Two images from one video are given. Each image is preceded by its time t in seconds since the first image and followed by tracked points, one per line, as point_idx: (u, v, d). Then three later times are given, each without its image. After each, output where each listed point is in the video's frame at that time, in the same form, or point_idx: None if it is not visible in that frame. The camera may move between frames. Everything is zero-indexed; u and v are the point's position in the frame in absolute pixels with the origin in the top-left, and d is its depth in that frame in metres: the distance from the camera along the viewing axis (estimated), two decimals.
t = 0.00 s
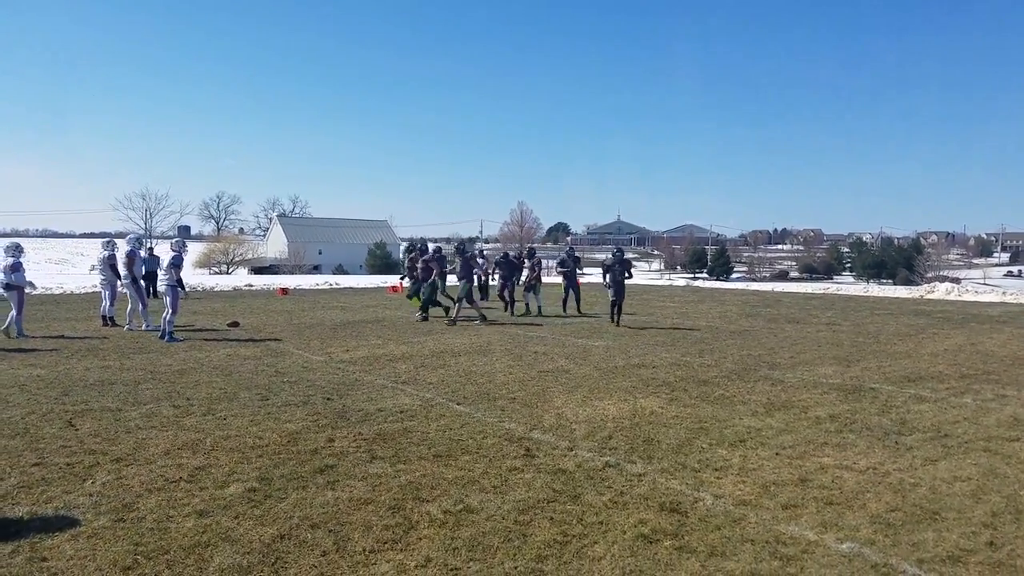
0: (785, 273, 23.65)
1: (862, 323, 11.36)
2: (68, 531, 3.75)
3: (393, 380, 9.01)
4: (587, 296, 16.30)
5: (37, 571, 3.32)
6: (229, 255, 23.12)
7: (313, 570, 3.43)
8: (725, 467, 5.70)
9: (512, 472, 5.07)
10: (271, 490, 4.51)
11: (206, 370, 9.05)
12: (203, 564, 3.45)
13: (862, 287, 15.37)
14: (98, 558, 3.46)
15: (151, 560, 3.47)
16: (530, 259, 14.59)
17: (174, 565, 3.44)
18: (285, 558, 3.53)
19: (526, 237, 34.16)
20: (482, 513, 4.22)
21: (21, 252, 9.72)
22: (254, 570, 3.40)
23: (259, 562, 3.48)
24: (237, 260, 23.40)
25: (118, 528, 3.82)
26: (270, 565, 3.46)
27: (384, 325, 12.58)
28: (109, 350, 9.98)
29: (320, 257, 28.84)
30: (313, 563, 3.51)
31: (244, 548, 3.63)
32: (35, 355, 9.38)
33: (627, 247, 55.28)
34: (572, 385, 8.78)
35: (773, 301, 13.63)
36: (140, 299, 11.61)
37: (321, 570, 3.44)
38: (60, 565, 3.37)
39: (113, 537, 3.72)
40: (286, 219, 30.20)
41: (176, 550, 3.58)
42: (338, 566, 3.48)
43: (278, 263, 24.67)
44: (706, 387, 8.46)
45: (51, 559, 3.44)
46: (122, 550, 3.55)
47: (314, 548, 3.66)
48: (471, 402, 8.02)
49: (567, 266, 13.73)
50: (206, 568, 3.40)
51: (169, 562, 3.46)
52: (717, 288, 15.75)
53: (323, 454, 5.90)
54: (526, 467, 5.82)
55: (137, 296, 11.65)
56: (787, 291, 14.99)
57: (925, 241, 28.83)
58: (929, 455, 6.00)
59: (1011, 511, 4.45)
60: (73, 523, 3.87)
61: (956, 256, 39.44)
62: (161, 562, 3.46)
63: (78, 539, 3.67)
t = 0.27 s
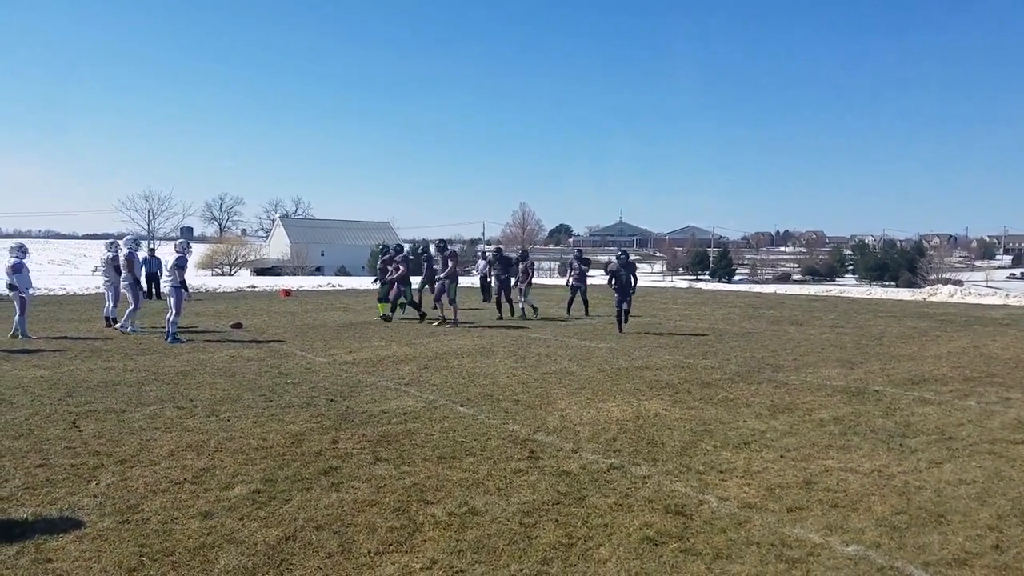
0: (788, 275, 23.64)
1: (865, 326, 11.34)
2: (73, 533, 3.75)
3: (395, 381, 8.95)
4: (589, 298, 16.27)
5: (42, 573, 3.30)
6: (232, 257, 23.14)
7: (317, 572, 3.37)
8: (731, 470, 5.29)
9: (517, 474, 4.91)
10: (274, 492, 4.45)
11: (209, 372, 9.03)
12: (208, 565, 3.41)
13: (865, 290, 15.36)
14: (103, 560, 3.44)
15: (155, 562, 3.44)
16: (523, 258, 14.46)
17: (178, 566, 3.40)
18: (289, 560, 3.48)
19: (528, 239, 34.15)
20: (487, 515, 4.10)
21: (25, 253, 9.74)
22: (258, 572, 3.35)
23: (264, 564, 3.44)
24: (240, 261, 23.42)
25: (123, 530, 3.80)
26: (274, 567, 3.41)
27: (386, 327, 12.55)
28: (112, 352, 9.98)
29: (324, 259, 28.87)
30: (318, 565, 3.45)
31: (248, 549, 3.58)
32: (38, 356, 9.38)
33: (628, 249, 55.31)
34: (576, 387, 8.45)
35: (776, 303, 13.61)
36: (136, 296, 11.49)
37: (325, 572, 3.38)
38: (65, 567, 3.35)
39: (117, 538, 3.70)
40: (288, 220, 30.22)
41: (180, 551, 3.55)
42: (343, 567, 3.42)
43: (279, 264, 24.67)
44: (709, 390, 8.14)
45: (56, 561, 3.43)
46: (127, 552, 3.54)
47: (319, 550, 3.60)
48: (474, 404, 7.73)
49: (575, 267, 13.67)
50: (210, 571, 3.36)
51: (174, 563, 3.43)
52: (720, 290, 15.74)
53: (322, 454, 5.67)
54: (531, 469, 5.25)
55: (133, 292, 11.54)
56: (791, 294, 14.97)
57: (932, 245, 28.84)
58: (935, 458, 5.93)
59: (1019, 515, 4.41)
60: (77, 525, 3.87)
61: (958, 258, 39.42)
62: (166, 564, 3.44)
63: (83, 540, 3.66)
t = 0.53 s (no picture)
0: (790, 278, 23.63)
1: (869, 328, 11.33)
2: (80, 536, 3.74)
3: (399, 384, 8.91)
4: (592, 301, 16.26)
5: None
6: (234, 260, 23.17)
7: None
8: (735, 473, 5.22)
9: (521, 477, 4.90)
10: (279, 494, 4.45)
11: (213, 375, 9.02)
12: (214, 568, 3.40)
13: (867, 292, 15.35)
14: (109, 563, 3.43)
15: (161, 565, 3.42)
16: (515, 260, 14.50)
17: (184, 569, 3.39)
18: (295, 563, 3.46)
19: (530, 242, 34.18)
20: (491, 518, 4.08)
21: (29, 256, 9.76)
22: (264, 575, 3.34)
23: (270, 567, 3.42)
24: (242, 264, 23.44)
25: (129, 533, 3.79)
26: (280, 570, 3.40)
27: (389, 330, 12.54)
28: (116, 355, 9.98)
29: (325, 262, 28.87)
30: (323, 568, 3.43)
31: (253, 553, 3.57)
32: (43, 359, 9.37)
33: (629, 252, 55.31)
34: (579, 391, 8.35)
35: (779, 305, 13.60)
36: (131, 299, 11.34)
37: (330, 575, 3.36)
38: (72, 570, 3.34)
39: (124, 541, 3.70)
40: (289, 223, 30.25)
41: (186, 555, 3.53)
42: (348, 570, 3.41)
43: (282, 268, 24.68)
44: (713, 393, 8.07)
45: (63, 563, 3.41)
46: (133, 555, 3.52)
47: (324, 552, 3.58)
48: (479, 407, 7.65)
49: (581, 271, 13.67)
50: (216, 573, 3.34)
51: (180, 566, 3.41)
52: (722, 292, 15.73)
53: (330, 458, 5.66)
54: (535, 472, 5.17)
55: (127, 295, 11.38)
56: (794, 296, 14.97)
57: (934, 246, 28.86)
58: (940, 461, 5.89)
59: None
60: (84, 527, 3.86)
61: (960, 259, 39.43)
62: (172, 567, 3.42)
63: (89, 543, 3.65)
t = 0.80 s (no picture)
0: (800, 279, 23.54)
1: (880, 331, 11.26)
2: (94, 534, 3.75)
3: (407, 385, 8.88)
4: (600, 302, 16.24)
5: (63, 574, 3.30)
6: (243, 261, 23.26)
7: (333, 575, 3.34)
8: (746, 476, 5.14)
9: (530, 479, 4.87)
10: (289, 494, 4.45)
11: (223, 375, 9.05)
12: (226, 567, 3.40)
13: (878, 294, 15.27)
14: (122, 561, 3.44)
15: (174, 564, 3.43)
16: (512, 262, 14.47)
17: (196, 568, 3.39)
18: (306, 563, 3.46)
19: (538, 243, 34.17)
20: (500, 519, 4.06)
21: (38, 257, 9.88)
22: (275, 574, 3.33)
23: (281, 566, 3.42)
24: (252, 265, 23.54)
25: (142, 532, 3.80)
26: (291, 569, 3.39)
27: (397, 331, 12.54)
28: (127, 355, 10.03)
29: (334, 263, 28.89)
30: (333, 567, 3.43)
31: (265, 552, 3.57)
32: (55, 359, 9.43)
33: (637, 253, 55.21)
34: (587, 392, 8.27)
35: (789, 307, 13.54)
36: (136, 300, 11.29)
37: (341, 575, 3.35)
38: (87, 568, 3.35)
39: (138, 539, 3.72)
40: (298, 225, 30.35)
41: (198, 554, 3.54)
42: (358, 570, 3.40)
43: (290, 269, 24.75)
44: (723, 395, 7.97)
45: (77, 562, 3.42)
46: (146, 553, 3.52)
47: (335, 552, 3.58)
48: (487, 408, 7.58)
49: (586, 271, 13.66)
50: (228, 572, 3.34)
51: (192, 565, 3.42)
52: (732, 294, 15.67)
53: (340, 458, 5.65)
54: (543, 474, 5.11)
55: (132, 297, 11.31)
56: (804, 298, 14.90)
57: (944, 248, 28.71)
58: (953, 465, 5.82)
59: None
60: (98, 525, 3.88)
61: (971, 261, 39.18)
62: (184, 566, 3.42)
63: (102, 542, 3.66)
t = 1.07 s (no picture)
0: (819, 278, 23.31)
1: (902, 331, 11.10)
2: (118, 530, 3.78)
3: (424, 384, 8.85)
4: (617, 302, 16.16)
5: (89, 568, 3.32)
6: (262, 261, 23.45)
7: (353, 572, 3.34)
8: (767, 478, 4.91)
9: (548, 479, 4.76)
10: (309, 492, 4.46)
11: (242, 374, 9.10)
12: (248, 563, 3.41)
13: (900, 293, 15.06)
14: (146, 557, 3.45)
15: (196, 559, 3.43)
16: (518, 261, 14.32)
17: (218, 564, 3.39)
18: (326, 559, 3.46)
19: (554, 243, 34.06)
20: (519, 518, 4.00)
21: (53, 259, 9.97)
22: (296, 571, 3.33)
23: (301, 563, 3.41)
24: (270, 265, 23.72)
25: (164, 528, 3.82)
26: (311, 565, 3.38)
27: (414, 330, 12.56)
28: (148, 354, 10.13)
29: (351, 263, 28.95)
30: (353, 565, 3.42)
31: (285, 548, 3.57)
32: (78, 358, 9.53)
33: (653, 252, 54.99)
34: (604, 391, 8.20)
35: (809, 307, 13.40)
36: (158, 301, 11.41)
37: (360, 572, 3.34)
38: (112, 562, 3.37)
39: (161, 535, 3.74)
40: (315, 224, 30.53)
41: (219, 550, 3.54)
42: (378, 568, 3.38)
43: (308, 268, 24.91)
44: (742, 396, 7.87)
45: (102, 556, 3.44)
46: (169, 549, 3.54)
47: (354, 549, 3.57)
48: (503, 408, 7.51)
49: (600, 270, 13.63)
50: (250, 569, 3.34)
51: (214, 561, 3.43)
52: (751, 293, 15.54)
53: (359, 455, 5.63)
54: (560, 475, 4.98)
55: (154, 298, 11.43)
56: (824, 297, 14.75)
57: (967, 246, 28.31)
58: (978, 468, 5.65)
59: None
60: (121, 521, 3.91)
61: (994, 260, 38.59)
62: (206, 561, 3.43)
63: (127, 537, 3.68)
